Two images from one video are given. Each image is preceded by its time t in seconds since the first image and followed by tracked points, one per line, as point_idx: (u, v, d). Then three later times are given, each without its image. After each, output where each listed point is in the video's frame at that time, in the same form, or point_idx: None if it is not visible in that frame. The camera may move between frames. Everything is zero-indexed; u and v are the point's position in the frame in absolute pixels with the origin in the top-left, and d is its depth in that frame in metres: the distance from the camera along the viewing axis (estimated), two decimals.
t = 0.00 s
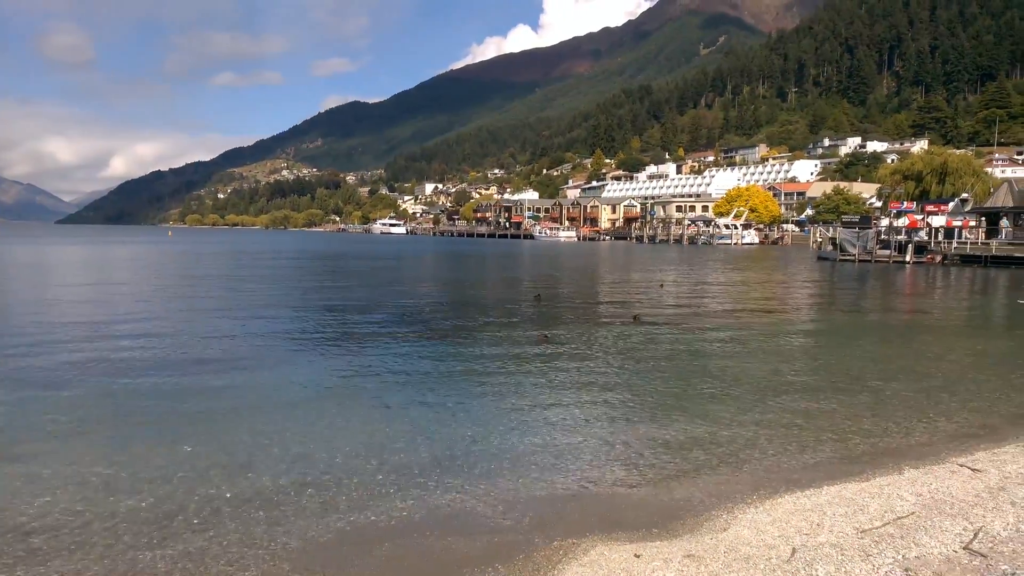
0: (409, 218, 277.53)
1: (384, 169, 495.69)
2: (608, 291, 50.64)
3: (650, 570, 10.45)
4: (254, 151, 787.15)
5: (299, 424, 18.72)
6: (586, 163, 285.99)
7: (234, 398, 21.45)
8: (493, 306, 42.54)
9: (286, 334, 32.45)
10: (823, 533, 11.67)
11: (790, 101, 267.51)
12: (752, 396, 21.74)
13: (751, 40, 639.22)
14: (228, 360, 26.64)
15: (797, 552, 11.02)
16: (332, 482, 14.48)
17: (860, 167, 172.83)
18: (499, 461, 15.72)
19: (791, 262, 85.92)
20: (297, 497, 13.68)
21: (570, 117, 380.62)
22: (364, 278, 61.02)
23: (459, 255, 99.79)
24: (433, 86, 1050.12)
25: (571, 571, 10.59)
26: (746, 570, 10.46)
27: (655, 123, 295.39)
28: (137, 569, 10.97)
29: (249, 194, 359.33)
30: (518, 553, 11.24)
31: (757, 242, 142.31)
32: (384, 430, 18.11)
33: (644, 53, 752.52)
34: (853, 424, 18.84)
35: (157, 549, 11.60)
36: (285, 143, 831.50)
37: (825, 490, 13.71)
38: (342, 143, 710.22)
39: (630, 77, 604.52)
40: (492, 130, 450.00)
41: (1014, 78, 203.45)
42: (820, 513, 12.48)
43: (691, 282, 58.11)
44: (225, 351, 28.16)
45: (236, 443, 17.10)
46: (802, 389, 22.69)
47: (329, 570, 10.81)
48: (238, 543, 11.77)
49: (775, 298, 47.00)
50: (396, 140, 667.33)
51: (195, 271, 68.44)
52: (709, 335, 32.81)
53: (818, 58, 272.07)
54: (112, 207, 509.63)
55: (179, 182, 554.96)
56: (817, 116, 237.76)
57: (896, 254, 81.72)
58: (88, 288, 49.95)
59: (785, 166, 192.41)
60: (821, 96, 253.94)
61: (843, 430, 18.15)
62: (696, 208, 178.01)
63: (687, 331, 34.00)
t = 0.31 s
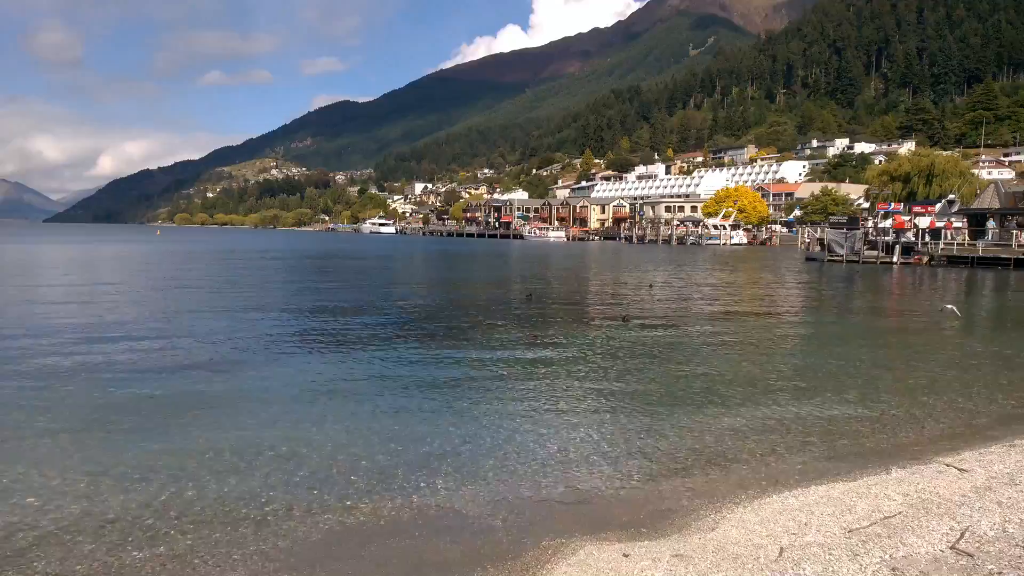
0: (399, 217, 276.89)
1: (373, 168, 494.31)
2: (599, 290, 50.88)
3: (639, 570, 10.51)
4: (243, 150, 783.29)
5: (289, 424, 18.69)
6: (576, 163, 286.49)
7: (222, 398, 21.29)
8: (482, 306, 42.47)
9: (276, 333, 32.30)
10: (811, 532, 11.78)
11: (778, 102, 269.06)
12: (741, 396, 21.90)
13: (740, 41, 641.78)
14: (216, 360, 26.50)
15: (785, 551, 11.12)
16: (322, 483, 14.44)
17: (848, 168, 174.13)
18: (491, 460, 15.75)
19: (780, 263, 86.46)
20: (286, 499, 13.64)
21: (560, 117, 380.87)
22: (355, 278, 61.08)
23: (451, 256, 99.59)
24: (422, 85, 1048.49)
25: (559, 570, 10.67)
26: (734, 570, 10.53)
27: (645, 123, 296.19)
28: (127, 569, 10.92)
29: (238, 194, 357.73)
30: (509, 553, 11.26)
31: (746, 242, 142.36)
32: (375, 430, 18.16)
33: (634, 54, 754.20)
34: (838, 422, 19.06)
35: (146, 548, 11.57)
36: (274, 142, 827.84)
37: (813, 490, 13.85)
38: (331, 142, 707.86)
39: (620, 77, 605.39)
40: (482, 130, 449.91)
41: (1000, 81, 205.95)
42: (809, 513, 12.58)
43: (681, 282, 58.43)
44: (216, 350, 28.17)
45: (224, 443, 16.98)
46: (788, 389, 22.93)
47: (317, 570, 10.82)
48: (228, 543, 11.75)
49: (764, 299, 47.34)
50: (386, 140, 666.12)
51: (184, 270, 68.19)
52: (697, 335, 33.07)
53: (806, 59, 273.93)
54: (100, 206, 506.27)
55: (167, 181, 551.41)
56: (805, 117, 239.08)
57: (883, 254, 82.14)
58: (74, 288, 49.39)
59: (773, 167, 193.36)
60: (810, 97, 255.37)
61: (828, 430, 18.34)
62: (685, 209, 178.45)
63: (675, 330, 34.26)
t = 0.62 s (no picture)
0: (392, 218, 276.61)
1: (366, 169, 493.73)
2: (593, 291, 51.13)
3: (631, 570, 10.55)
4: (235, 150, 780.96)
5: (283, 425, 18.68)
6: (569, 163, 287.00)
7: (215, 399, 21.21)
8: (475, 306, 42.39)
9: (267, 334, 32.22)
10: (802, 532, 11.84)
11: (770, 103, 270.17)
12: (735, 397, 21.93)
13: (732, 41, 644.00)
14: (207, 362, 26.35)
15: (778, 550, 11.16)
16: (316, 484, 14.37)
17: (839, 168, 175.02)
18: (483, 462, 15.74)
19: (772, 262, 86.90)
20: (278, 500, 13.57)
21: (553, 118, 381.25)
22: (350, 278, 61.19)
23: (443, 256, 99.55)
24: (415, 85, 1047.24)
25: (552, 570, 10.68)
26: (725, 569, 10.58)
27: (637, 124, 296.73)
28: (121, 570, 10.91)
29: (230, 194, 356.72)
30: (500, 555, 11.28)
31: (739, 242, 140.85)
32: (369, 430, 18.17)
33: (626, 54, 755.91)
34: (830, 421, 19.17)
35: (138, 550, 11.55)
36: (267, 142, 825.71)
37: (805, 489, 13.93)
38: (323, 142, 706.44)
39: (612, 77, 606.43)
40: (474, 130, 449.95)
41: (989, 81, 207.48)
42: (800, 513, 12.64)
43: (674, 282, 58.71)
44: (210, 351, 28.22)
45: (215, 446, 16.85)
46: (781, 389, 23.04)
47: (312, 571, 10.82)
48: (221, 545, 11.73)
49: (757, 299, 47.62)
50: (379, 140, 665.49)
51: (177, 270, 68.18)
52: (690, 334, 33.24)
53: (798, 60, 275.16)
54: (91, 207, 503.84)
55: (159, 182, 549.22)
56: (797, 117, 240.12)
57: (875, 254, 82.05)
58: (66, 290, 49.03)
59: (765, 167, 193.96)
60: (802, 98, 256.50)
61: (821, 429, 18.43)
62: (678, 209, 178.80)
63: (669, 330, 34.42)
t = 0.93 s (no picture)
0: (382, 218, 276.01)
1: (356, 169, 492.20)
2: (583, 290, 51.34)
3: (621, 569, 10.60)
4: (224, 150, 776.90)
5: (271, 426, 18.63)
6: (559, 163, 287.52)
7: (204, 400, 21.07)
8: (464, 306, 42.40)
9: (256, 334, 32.12)
10: (790, 529, 11.95)
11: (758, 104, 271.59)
12: (722, 396, 22.03)
13: (720, 42, 646.53)
14: (196, 362, 26.17)
15: (766, 549, 11.22)
16: (306, 486, 14.31)
17: (827, 169, 176.23)
18: (472, 462, 15.76)
19: (761, 262, 87.37)
20: (265, 502, 13.49)
21: (543, 118, 381.71)
22: (340, 278, 61.25)
23: (433, 257, 99.58)
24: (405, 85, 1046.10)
25: (541, 570, 10.74)
26: (715, 569, 10.62)
27: (627, 124, 297.55)
28: (111, 570, 10.93)
29: (219, 194, 354.86)
30: (491, 554, 11.31)
31: (727, 242, 142.54)
32: (358, 431, 18.12)
33: (615, 55, 757.76)
34: (818, 421, 19.30)
35: (124, 551, 11.50)
36: (256, 141, 821.97)
37: (793, 487, 14.03)
38: (312, 142, 704.28)
39: (602, 78, 607.87)
40: (464, 131, 450.01)
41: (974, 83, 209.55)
42: (789, 512, 12.72)
43: (663, 281, 59.00)
44: (198, 351, 28.19)
45: (202, 447, 16.77)
46: (768, 388, 23.19)
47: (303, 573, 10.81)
48: (209, 546, 11.65)
49: (745, 298, 47.99)
50: (369, 141, 664.46)
51: (165, 270, 67.89)
52: (678, 334, 33.37)
53: (786, 61, 276.74)
54: (78, 207, 499.92)
55: (147, 182, 545.51)
56: (785, 118, 241.48)
57: (862, 254, 82.65)
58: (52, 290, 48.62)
59: (754, 168, 194.78)
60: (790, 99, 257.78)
61: (806, 427, 18.60)
62: (667, 209, 179.28)
63: (657, 330, 34.62)
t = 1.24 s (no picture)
0: (371, 219, 275.50)
1: (345, 169, 491.10)
2: (573, 291, 51.61)
3: (611, 570, 10.66)
4: (212, 151, 773.09)
5: (263, 426, 18.67)
6: (549, 164, 287.97)
7: (193, 401, 21.02)
8: (455, 306, 42.54)
9: (246, 335, 32.08)
10: (779, 529, 12.04)
11: (747, 105, 272.89)
12: (711, 396, 22.23)
13: (709, 43, 649.03)
14: (184, 363, 26.06)
15: (754, 549, 11.33)
16: (295, 487, 14.30)
17: (815, 170, 177.32)
18: (461, 462, 15.80)
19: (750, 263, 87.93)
20: (255, 503, 13.50)
21: (533, 119, 382.11)
22: (330, 279, 61.29)
23: (423, 257, 99.61)
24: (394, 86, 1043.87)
25: (531, 570, 10.77)
26: (704, 568, 10.70)
27: (616, 125, 298.34)
28: (103, 571, 10.94)
29: (208, 195, 353.34)
30: (480, 556, 11.31)
31: (716, 243, 143.28)
32: (349, 431, 18.15)
33: (605, 56, 759.06)
34: (805, 420, 19.48)
35: (117, 553, 11.48)
36: (244, 141, 818.44)
37: (782, 487, 14.15)
38: (302, 142, 702.21)
39: (591, 78, 608.92)
40: (454, 131, 449.80)
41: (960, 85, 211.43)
42: (777, 511, 12.84)
43: (653, 282, 59.32)
44: (189, 351, 28.21)
45: (194, 447, 16.79)
46: (756, 388, 23.38)
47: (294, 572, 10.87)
48: (201, 547, 11.68)
49: (735, 298, 48.38)
50: (359, 141, 663.12)
51: (153, 271, 67.70)
52: (668, 334, 33.61)
53: (774, 62, 278.06)
54: (65, 208, 496.23)
55: (135, 182, 542.07)
56: (773, 120, 242.74)
57: (850, 255, 83.12)
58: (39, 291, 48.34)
59: (743, 169, 195.73)
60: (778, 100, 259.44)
61: (796, 428, 18.70)
62: (656, 210, 179.80)
63: (647, 330, 34.84)
